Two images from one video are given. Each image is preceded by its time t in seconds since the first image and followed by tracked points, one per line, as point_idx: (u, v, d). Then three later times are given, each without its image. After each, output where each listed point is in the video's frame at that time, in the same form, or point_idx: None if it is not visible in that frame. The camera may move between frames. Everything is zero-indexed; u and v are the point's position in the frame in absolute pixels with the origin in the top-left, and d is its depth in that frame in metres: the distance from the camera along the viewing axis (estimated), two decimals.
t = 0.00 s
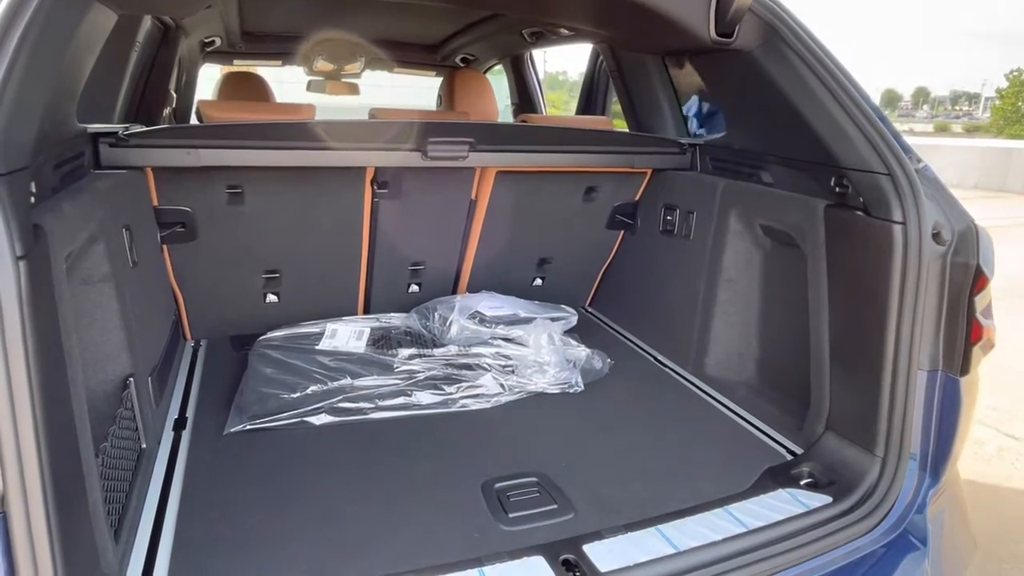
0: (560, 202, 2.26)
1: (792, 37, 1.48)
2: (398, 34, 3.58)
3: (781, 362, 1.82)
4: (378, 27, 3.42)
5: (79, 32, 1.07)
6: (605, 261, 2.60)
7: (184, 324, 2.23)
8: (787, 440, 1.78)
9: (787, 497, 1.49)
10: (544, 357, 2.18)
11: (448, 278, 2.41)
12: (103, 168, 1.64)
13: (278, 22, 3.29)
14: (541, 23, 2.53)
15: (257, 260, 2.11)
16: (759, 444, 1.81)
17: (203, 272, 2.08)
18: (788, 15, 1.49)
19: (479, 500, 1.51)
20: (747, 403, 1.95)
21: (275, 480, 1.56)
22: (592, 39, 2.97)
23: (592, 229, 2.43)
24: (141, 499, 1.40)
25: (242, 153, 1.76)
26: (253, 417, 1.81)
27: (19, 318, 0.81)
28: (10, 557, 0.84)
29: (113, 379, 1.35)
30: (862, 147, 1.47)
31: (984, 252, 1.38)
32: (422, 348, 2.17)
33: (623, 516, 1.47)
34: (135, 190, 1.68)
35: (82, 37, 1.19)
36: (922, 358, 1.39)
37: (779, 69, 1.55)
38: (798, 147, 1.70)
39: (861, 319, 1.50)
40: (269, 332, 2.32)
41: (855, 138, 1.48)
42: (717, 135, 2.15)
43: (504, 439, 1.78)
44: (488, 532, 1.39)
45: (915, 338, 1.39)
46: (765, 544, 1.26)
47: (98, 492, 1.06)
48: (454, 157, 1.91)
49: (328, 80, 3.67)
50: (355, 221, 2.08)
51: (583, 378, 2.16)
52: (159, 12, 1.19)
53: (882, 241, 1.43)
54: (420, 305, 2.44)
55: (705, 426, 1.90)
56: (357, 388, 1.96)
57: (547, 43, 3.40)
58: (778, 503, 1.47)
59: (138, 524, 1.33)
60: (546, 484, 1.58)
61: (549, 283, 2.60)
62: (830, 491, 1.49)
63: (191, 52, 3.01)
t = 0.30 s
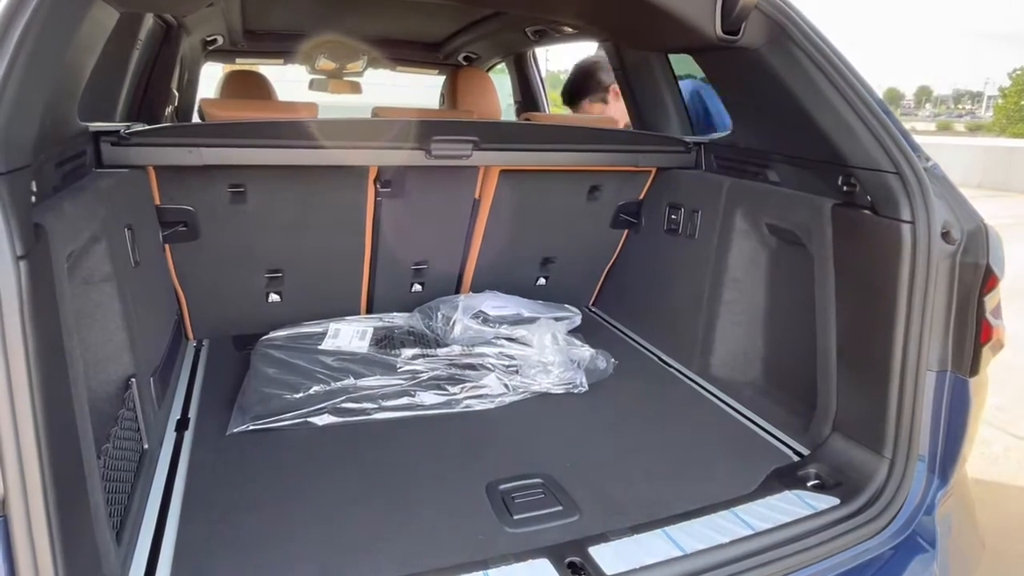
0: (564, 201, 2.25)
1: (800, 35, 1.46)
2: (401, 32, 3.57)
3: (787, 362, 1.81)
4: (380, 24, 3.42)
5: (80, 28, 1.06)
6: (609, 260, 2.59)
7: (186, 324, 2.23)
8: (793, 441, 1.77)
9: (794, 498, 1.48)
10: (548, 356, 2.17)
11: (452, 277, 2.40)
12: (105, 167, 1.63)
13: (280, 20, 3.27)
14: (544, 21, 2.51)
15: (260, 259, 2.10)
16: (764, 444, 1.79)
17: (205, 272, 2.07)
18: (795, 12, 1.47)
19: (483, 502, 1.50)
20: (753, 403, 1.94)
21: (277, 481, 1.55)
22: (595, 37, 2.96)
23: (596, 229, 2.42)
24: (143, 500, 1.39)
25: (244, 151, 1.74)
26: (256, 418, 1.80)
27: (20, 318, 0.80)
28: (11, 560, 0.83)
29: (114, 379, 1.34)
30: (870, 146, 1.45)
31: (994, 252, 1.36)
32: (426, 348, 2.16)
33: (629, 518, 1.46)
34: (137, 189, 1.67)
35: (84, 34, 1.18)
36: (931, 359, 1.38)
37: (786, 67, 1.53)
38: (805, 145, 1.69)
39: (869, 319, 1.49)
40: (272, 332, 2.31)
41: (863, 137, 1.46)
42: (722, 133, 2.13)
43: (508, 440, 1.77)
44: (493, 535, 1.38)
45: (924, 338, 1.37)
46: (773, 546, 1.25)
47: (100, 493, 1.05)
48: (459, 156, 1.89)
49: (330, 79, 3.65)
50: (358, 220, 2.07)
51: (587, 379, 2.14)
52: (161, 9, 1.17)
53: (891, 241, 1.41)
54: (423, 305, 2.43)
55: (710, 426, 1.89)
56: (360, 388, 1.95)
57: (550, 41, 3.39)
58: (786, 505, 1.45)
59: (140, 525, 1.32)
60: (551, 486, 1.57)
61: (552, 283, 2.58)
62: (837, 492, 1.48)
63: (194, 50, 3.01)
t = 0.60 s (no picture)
0: (567, 202, 2.24)
1: (803, 33, 1.45)
2: (403, 32, 3.57)
3: (790, 363, 1.80)
4: (381, 24, 3.42)
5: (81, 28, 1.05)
6: (611, 261, 2.58)
7: (187, 325, 2.22)
8: (796, 442, 1.76)
9: (797, 500, 1.47)
10: (550, 357, 2.17)
11: (454, 277, 2.39)
12: (106, 168, 1.62)
13: (282, 19, 3.27)
14: (546, 21, 2.51)
15: (261, 260, 2.09)
16: (768, 446, 1.78)
17: (207, 273, 2.07)
18: (798, 10, 1.46)
19: (486, 504, 1.49)
20: (756, 404, 1.93)
21: (279, 483, 1.54)
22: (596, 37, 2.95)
23: (599, 229, 2.41)
24: (144, 502, 1.39)
25: (246, 152, 1.74)
26: (257, 419, 1.79)
27: (20, 321, 0.79)
28: (10, 562, 0.83)
29: (116, 381, 1.34)
30: (874, 146, 1.44)
31: (1001, 253, 1.35)
32: (428, 349, 2.16)
33: (632, 520, 1.45)
34: (138, 190, 1.67)
35: (85, 34, 1.18)
36: (935, 361, 1.37)
37: (789, 67, 1.53)
38: (808, 145, 1.67)
39: (873, 321, 1.48)
40: (273, 333, 2.31)
41: (867, 136, 1.45)
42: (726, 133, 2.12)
43: (510, 442, 1.77)
44: (495, 537, 1.37)
45: (928, 340, 1.37)
46: (777, 549, 1.24)
47: (101, 496, 1.05)
48: (461, 157, 1.89)
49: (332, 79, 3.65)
50: (360, 220, 2.07)
51: (590, 380, 2.14)
52: (162, 10, 1.17)
53: (896, 242, 1.40)
54: (424, 306, 2.43)
55: (713, 428, 1.88)
56: (362, 389, 1.95)
57: (551, 41, 3.38)
58: (789, 507, 1.45)
59: (141, 527, 1.32)
60: (553, 488, 1.56)
61: (554, 284, 2.58)
62: (841, 494, 1.47)
63: (196, 50, 3.01)
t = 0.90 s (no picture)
0: (568, 202, 2.24)
1: (807, 34, 1.45)
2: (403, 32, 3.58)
3: (792, 363, 1.80)
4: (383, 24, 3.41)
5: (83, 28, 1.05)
6: (612, 261, 2.58)
7: (189, 326, 2.22)
8: (799, 443, 1.76)
9: (800, 502, 1.47)
10: (551, 358, 2.17)
11: (455, 277, 2.39)
12: (108, 169, 1.62)
13: (282, 19, 3.26)
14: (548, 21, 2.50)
15: (263, 260, 2.10)
16: (770, 447, 1.78)
17: (209, 273, 2.07)
18: (800, 10, 1.45)
19: (487, 505, 1.49)
20: (758, 405, 1.93)
21: (280, 484, 1.54)
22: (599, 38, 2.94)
23: (600, 230, 2.41)
24: (146, 503, 1.39)
25: (247, 153, 1.74)
26: (258, 420, 1.79)
27: (21, 324, 0.79)
28: (10, 565, 0.82)
29: (118, 382, 1.34)
30: (876, 146, 1.44)
31: (1004, 254, 1.34)
32: (429, 350, 2.15)
33: (634, 522, 1.45)
34: (140, 191, 1.67)
35: (86, 35, 1.17)
36: (938, 361, 1.37)
37: (792, 66, 1.52)
38: (810, 145, 1.67)
39: (876, 321, 1.48)
40: (275, 333, 2.31)
41: (870, 136, 1.45)
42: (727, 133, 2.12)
43: (512, 442, 1.77)
44: (497, 538, 1.37)
45: (931, 341, 1.36)
46: (780, 550, 1.24)
47: (103, 498, 1.04)
48: (462, 157, 1.89)
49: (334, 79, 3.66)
50: (362, 221, 2.07)
51: (592, 380, 2.14)
52: (164, 11, 1.17)
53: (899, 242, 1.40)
54: (426, 306, 2.42)
55: (715, 428, 1.88)
56: (364, 390, 1.95)
57: (553, 41, 3.37)
58: (792, 508, 1.44)
59: (143, 529, 1.32)
60: (555, 489, 1.56)
61: (555, 284, 2.58)
62: (844, 495, 1.47)
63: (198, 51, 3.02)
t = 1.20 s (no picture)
0: (569, 202, 2.24)
1: (808, 35, 1.45)
2: (404, 32, 3.58)
3: (793, 363, 1.80)
4: (384, 24, 3.41)
5: (85, 28, 1.05)
6: (613, 260, 2.58)
7: (190, 325, 2.23)
8: (800, 442, 1.76)
9: (801, 501, 1.47)
10: (552, 357, 2.17)
11: (456, 277, 2.40)
12: (109, 168, 1.63)
13: (284, 19, 3.27)
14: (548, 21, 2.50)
15: (265, 260, 2.10)
16: (771, 446, 1.78)
17: (210, 273, 2.07)
18: (800, 9, 1.45)
19: (488, 504, 1.49)
20: (759, 405, 1.93)
21: (281, 483, 1.55)
22: (601, 37, 2.94)
23: (601, 229, 2.41)
24: (148, 502, 1.39)
25: (248, 152, 1.74)
26: (260, 419, 1.79)
27: (24, 325, 0.79)
28: (14, 563, 0.82)
29: (120, 381, 1.34)
30: (877, 145, 1.44)
31: (1006, 253, 1.34)
32: (430, 349, 2.16)
33: (635, 521, 1.45)
34: (142, 190, 1.67)
35: (87, 36, 1.17)
36: (939, 361, 1.36)
37: (793, 66, 1.52)
38: (811, 144, 1.67)
39: (876, 320, 1.48)
40: (276, 332, 2.31)
41: (870, 136, 1.45)
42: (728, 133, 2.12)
43: (513, 442, 1.77)
44: (498, 537, 1.37)
45: (931, 341, 1.36)
46: (781, 549, 1.24)
47: (105, 497, 1.04)
48: (463, 157, 1.89)
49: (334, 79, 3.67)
50: (363, 221, 2.07)
51: (593, 380, 2.14)
52: (165, 11, 1.17)
53: (900, 241, 1.40)
54: (427, 306, 2.43)
55: (716, 428, 1.88)
56: (365, 389, 1.95)
57: (554, 41, 3.37)
58: (793, 508, 1.44)
59: (145, 528, 1.32)
60: (556, 488, 1.56)
61: (556, 284, 2.58)
62: (845, 494, 1.47)
63: (199, 51, 3.03)
